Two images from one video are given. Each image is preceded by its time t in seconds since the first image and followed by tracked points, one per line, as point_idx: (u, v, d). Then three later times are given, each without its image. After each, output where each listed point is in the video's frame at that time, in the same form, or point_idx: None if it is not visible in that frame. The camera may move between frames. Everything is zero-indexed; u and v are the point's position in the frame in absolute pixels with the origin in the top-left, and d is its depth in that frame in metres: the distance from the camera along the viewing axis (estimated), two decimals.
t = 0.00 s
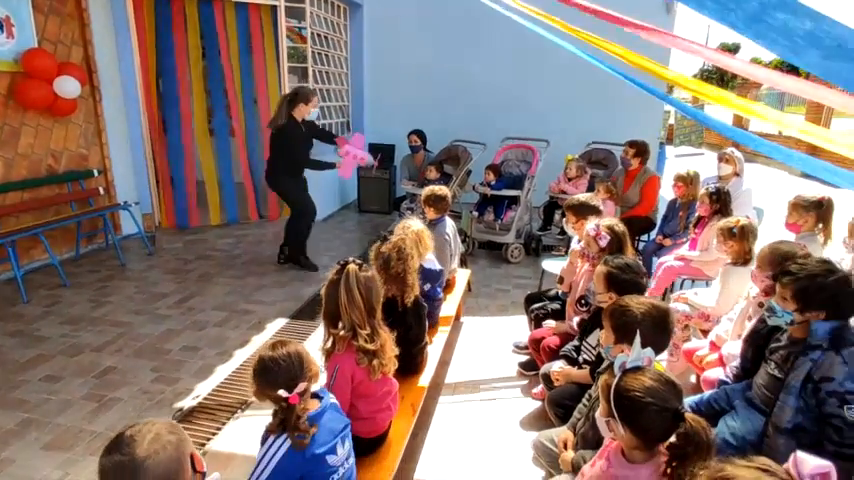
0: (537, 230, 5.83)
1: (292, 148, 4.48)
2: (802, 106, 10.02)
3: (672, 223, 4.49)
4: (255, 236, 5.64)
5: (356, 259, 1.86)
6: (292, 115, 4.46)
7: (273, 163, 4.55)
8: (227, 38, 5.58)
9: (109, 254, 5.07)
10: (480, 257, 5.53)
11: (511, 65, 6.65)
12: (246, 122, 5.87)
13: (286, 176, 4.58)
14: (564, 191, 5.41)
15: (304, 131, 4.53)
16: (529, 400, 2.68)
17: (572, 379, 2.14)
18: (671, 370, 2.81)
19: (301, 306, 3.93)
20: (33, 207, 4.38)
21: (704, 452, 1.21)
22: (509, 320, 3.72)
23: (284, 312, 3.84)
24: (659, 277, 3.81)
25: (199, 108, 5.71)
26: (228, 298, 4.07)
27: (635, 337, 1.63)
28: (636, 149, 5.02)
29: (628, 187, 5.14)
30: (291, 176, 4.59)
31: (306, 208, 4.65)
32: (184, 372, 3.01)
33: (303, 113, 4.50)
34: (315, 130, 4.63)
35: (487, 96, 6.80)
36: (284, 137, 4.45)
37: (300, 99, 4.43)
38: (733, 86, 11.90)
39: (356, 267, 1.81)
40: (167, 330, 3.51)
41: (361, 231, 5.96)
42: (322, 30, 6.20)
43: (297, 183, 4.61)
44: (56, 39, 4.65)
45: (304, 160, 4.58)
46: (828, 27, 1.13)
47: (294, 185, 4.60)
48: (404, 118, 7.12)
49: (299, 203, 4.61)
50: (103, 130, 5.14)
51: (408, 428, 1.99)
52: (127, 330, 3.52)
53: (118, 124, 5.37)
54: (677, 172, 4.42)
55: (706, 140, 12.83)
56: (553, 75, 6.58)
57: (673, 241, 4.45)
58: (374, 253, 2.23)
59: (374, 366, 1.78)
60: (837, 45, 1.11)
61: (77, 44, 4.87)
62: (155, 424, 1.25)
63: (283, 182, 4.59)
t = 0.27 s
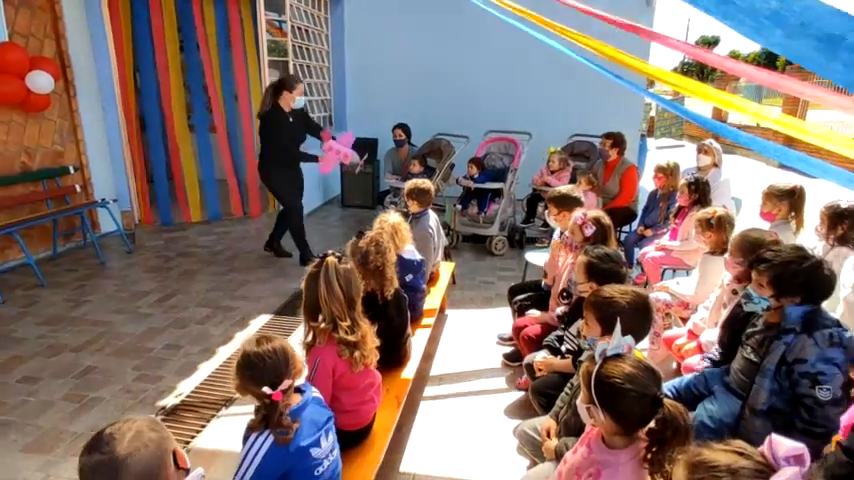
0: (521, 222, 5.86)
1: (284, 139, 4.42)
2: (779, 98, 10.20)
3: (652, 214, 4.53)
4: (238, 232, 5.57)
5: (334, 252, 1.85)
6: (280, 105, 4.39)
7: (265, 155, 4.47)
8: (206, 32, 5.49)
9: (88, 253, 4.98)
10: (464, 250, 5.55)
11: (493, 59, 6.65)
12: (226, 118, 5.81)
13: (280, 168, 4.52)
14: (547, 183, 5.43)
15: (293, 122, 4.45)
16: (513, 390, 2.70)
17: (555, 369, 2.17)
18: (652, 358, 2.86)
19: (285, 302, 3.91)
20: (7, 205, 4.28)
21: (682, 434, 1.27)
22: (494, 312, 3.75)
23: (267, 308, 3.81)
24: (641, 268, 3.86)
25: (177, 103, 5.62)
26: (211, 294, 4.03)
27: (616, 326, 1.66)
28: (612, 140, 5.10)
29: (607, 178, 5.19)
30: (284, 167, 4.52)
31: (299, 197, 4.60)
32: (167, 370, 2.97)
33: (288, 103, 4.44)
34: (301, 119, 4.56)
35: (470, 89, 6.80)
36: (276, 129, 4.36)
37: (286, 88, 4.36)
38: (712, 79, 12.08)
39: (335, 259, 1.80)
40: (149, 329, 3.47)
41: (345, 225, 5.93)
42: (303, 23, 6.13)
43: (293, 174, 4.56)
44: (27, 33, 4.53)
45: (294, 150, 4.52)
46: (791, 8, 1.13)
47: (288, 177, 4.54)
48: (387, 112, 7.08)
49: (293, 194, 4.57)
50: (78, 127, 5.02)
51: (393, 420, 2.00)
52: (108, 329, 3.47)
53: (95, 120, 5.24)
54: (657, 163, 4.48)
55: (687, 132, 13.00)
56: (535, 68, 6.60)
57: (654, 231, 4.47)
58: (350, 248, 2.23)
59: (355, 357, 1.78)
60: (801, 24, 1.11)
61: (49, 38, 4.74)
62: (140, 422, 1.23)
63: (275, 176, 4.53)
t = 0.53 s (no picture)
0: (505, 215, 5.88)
1: (277, 132, 4.25)
2: (758, 90, 10.37)
3: (634, 206, 4.60)
4: (221, 229, 5.51)
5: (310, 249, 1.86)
6: (272, 96, 4.18)
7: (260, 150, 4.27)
8: (184, 27, 5.41)
9: (67, 252, 4.89)
10: (449, 244, 5.56)
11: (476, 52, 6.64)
12: (207, 114, 5.75)
13: (274, 163, 4.32)
14: (531, 176, 5.47)
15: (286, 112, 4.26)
16: (499, 381, 2.72)
17: (540, 360, 2.18)
18: (635, 346, 2.91)
19: (270, 299, 3.88)
20: None
21: (662, 419, 1.29)
22: (479, 304, 3.77)
23: (252, 304, 3.78)
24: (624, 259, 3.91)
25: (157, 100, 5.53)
26: (194, 292, 3.98)
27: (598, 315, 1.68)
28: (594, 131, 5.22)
29: (590, 170, 5.24)
30: (278, 161, 4.34)
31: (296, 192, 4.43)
32: (150, 369, 2.94)
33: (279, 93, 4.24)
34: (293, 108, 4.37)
35: (453, 83, 6.79)
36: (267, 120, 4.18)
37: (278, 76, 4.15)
38: (693, 72, 12.22)
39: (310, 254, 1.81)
40: (131, 328, 3.42)
41: (329, 221, 5.90)
42: (284, 17, 6.04)
43: (288, 168, 4.40)
44: None
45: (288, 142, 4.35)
46: None
47: (282, 172, 4.36)
48: (370, 106, 7.04)
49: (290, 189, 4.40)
50: (54, 123, 4.90)
51: (379, 413, 2.00)
52: (89, 329, 3.42)
53: (71, 117, 5.12)
54: (638, 155, 4.53)
55: (669, 124, 13.17)
56: (519, 62, 6.61)
57: (636, 223, 4.53)
58: (331, 244, 2.22)
59: (335, 351, 1.78)
60: None
61: (22, 32, 4.61)
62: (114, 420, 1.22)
63: (267, 172, 4.32)
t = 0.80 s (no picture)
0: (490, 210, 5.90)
1: (270, 130, 4.16)
2: (739, 84, 10.51)
3: (617, 199, 4.64)
4: (204, 227, 5.45)
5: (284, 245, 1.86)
6: (265, 94, 4.09)
7: (251, 147, 4.21)
8: (163, 22, 5.33)
9: (46, 252, 4.80)
10: (435, 238, 5.56)
11: (459, 47, 6.64)
12: (187, 110, 5.71)
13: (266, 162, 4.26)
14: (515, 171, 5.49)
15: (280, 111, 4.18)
16: (485, 374, 2.74)
17: (524, 352, 2.20)
18: (619, 337, 2.95)
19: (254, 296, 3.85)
20: None
21: (640, 405, 1.29)
22: (465, 298, 3.78)
23: (236, 302, 3.75)
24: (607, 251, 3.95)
25: (137, 97, 5.45)
26: (177, 291, 3.94)
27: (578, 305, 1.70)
28: (581, 126, 5.19)
29: (575, 164, 5.26)
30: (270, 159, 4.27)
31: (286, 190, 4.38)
32: (132, 369, 2.90)
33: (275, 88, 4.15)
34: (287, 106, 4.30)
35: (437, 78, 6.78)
36: (261, 118, 4.11)
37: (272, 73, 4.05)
38: (675, 65, 12.34)
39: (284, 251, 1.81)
40: (112, 328, 3.37)
41: (314, 217, 5.86)
42: (265, 12, 5.93)
43: (280, 166, 4.33)
44: None
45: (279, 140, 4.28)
46: None
47: (274, 171, 4.30)
48: (354, 102, 7.00)
49: (276, 187, 4.35)
50: (30, 121, 4.80)
51: (364, 408, 2.00)
52: (69, 329, 3.36)
53: (47, 115, 5.01)
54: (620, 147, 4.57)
55: (651, 117, 13.29)
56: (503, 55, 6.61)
57: (620, 215, 4.58)
58: (313, 240, 2.21)
59: (316, 345, 1.78)
60: None
61: None
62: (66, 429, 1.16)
63: (259, 170, 4.26)
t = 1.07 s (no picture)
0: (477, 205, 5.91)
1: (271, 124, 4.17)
2: (722, 78, 10.64)
3: (602, 192, 4.68)
4: (189, 225, 5.39)
5: (263, 243, 1.85)
6: (258, 85, 4.06)
7: (246, 143, 4.17)
8: (143, 18, 5.28)
9: (26, 253, 4.71)
10: (422, 234, 5.56)
11: (444, 42, 6.64)
12: (170, 107, 5.65)
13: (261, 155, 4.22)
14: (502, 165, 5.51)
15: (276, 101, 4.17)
16: (472, 367, 2.75)
17: (511, 345, 2.21)
18: (604, 329, 2.98)
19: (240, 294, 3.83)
20: None
21: (623, 393, 1.30)
22: (452, 293, 3.79)
23: (222, 300, 3.72)
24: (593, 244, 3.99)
25: (119, 93, 5.37)
26: (162, 290, 3.90)
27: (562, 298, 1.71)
28: (570, 122, 5.18)
29: (562, 159, 5.29)
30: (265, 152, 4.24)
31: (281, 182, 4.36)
32: (117, 369, 2.87)
33: (266, 82, 4.10)
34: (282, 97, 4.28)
35: (422, 73, 6.77)
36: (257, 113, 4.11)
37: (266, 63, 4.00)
38: (659, 60, 12.44)
39: (263, 249, 1.80)
40: (96, 328, 3.33)
41: (301, 214, 5.83)
42: (247, 7, 5.78)
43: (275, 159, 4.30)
44: None
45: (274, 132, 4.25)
46: None
47: (268, 164, 4.27)
48: (339, 98, 6.97)
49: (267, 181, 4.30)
50: (8, 119, 4.70)
51: (352, 403, 2.00)
52: (51, 330, 3.31)
53: (26, 112, 4.91)
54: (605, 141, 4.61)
55: (636, 112, 13.40)
56: (488, 50, 6.61)
57: (605, 209, 4.62)
58: (300, 237, 2.20)
59: (301, 341, 1.77)
60: None
61: None
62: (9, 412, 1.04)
63: (256, 163, 4.22)
